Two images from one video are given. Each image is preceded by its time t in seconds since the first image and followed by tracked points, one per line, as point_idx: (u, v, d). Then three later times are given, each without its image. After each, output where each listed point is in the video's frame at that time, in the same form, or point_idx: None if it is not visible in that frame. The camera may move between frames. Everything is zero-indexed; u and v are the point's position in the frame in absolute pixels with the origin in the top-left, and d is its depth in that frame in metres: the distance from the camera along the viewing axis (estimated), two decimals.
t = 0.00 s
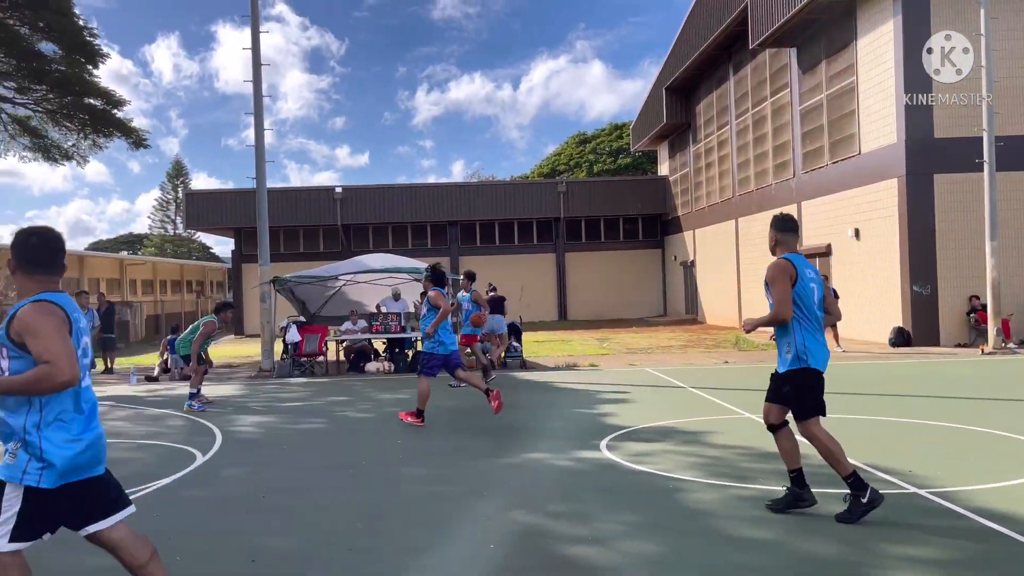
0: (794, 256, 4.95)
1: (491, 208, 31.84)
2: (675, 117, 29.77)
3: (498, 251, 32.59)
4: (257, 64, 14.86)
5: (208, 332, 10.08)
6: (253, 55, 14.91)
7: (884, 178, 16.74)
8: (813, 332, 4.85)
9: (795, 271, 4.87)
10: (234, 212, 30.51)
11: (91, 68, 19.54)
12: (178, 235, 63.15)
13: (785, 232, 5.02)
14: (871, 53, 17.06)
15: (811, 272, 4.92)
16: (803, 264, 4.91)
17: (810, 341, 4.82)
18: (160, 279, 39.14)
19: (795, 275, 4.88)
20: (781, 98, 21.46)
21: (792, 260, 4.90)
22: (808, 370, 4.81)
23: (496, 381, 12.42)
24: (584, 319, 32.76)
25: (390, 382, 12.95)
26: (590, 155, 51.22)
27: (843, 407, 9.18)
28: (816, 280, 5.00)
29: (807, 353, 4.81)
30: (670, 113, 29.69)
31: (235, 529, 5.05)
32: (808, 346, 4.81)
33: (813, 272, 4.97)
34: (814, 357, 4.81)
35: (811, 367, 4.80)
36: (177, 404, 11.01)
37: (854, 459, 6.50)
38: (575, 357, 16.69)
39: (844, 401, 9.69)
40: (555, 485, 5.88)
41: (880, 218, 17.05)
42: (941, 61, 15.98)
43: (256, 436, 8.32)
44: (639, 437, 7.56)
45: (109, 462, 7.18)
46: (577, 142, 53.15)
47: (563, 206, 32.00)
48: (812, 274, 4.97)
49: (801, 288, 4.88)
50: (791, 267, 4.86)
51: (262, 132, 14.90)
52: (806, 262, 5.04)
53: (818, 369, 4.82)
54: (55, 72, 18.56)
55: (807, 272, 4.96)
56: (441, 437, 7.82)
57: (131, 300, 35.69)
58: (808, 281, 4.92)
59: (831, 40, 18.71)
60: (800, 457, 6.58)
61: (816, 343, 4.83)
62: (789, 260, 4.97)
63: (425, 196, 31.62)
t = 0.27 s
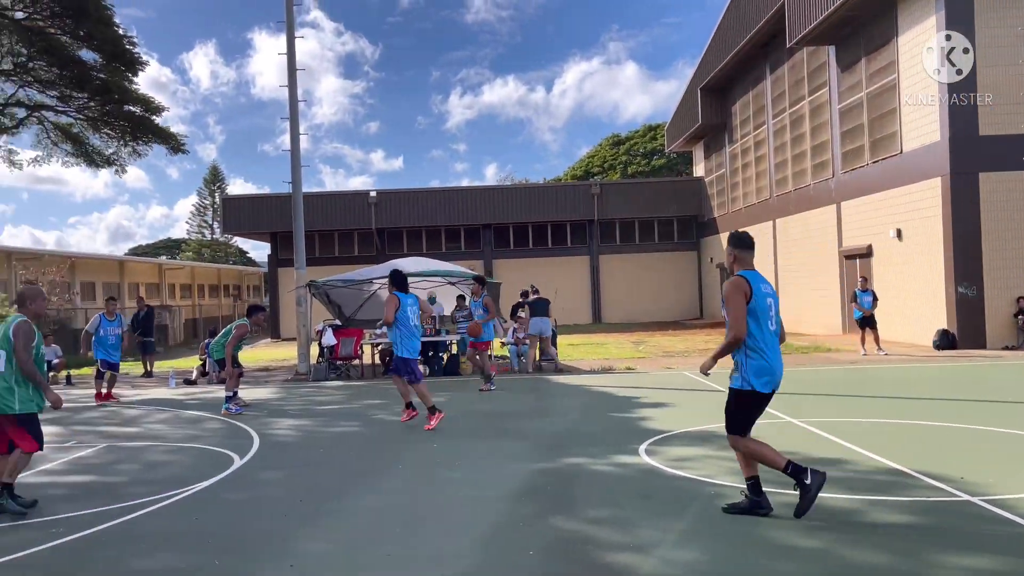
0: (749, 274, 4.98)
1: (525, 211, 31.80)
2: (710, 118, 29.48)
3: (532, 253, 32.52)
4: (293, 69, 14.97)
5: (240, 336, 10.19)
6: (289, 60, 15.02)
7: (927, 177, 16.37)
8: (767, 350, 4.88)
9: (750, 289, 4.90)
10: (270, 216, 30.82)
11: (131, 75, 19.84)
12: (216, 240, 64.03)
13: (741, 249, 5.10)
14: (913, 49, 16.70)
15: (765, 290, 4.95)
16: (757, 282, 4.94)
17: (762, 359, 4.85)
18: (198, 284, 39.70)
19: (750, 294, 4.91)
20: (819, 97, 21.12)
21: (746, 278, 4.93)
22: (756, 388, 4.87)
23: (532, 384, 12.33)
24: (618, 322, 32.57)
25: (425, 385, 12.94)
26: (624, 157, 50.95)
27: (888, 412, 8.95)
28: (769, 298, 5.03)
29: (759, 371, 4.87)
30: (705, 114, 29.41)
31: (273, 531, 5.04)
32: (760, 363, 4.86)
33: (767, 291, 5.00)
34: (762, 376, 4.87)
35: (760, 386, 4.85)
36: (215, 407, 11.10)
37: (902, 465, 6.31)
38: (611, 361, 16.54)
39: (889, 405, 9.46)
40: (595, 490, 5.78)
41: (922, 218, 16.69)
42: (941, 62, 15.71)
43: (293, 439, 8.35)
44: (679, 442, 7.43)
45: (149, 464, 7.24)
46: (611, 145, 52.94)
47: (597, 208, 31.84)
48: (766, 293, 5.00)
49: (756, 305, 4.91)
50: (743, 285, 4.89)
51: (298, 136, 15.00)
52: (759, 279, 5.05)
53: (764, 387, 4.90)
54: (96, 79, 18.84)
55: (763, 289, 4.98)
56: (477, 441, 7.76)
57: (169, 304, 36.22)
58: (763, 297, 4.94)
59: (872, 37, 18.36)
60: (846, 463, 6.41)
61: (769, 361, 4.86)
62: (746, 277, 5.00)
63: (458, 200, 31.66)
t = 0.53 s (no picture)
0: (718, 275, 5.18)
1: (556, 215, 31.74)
2: (742, 120, 29.21)
3: (562, 257, 32.44)
4: (325, 75, 15.07)
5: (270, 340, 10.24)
6: (321, 66, 15.12)
7: (966, 177, 16.05)
8: (738, 346, 5.05)
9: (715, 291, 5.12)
10: (302, 221, 31.08)
11: (166, 83, 20.11)
12: (250, 245, 64.79)
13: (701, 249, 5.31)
14: (950, 47, 16.40)
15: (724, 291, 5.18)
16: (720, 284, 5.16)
17: (734, 353, 5.02)
18: (232, 288, 40.14)
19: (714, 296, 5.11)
20: (854, 97, 20.81)
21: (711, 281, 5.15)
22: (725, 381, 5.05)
23: (565, 389, 12.26)
24: (650, 325, 32.37)
25: (457, 390, 12.92)
26: (655, 159, 50.68)
27: (930, 418, 8.75)
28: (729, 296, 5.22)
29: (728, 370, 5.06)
30: (737, 115, 29.14)
31: (306, 539, 5.02)
32: (731, 359, 5.02)
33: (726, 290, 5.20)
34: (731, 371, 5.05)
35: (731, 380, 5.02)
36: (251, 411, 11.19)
37: (947, 473, 6.15)
38: (643, 365, 16.41)
39: (930, 411, 9.25)
40: (631, 497, 5.70)
41: (962, 219, 16.36)
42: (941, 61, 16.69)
43: (327, 444, 8.36)
44: (715, 448, 7.32)
45: (184, 469, 7.30)
46: (642, 147, 52.67)
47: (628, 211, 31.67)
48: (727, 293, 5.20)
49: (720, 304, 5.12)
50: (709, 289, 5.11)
51: (330, 142, 15.08)
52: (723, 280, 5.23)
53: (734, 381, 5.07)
54: (132, 87, 19.14)
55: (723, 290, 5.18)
56: (511, 447, 7.71)
57: (204, 308, 36.67)
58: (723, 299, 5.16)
59: (907, 35, 18.07)
60: (888, 471, 6.26)
61: (741, 358, 5.03)
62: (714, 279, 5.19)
63: (488, 203, 31.70)
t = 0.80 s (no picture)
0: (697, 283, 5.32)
1: (587, 219, 31.66)
2: (775, 123, 28.94)
3: (594, 261, 32.34)
4: (359, 82, 15.17)
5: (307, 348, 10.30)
6: (355, 74, 15.22)
7: (1008, 178, 15.73)
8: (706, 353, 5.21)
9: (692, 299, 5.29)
10: (336, 227, 31.33)
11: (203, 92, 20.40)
12: (284, 251, 65.47)
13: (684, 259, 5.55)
14: (991, 46, 16.11)
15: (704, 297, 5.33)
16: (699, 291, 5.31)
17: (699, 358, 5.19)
18: (266, 294, 40.56)
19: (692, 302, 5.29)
20: (891, 98, 20.52)
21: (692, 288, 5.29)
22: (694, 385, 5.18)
23: (600, 394, 12.20)
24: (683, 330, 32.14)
25: (492, 395, 12.91)
26: (688, 162, 50.38)
27: (976, 424, 8.56)
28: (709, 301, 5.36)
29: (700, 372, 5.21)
30: (771, 118, 28.88)
31: (348, 544, 5.03)
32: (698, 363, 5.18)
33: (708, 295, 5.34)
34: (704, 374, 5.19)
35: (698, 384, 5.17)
36: (287, 416, 11.28)
37: (997, 481, 6.01)
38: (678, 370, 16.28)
39: (975, 416, 9.05)
40: (672, 504, 5.64)
41: (1004, 220, 16.04)
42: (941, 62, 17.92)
43: (364, 449, 8.39)
44: (756, 455, 7.23)
45: (224, 473, 7.36)
46: (673, 151, 52.40)
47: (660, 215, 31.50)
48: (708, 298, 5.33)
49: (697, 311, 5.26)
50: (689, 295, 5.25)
51: (364, 149, 15.17)
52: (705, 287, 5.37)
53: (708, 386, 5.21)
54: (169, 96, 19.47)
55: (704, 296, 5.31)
56: (548, 452, 7.68)
57: (239, 314, 37.10)
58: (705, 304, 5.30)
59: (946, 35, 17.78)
60: (934, 478, 6.13)
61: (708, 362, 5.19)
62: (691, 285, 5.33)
63: (519, 209, 31.73)
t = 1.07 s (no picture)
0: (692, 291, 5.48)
1: (613, 223, 31.55)
2: (803, 125, 28.71)
3: (620, 265, 32.23)
4: (387, 88, 15.22)
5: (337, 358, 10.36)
6: (382, 80, 15.29)
7: None
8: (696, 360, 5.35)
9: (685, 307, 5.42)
10: (362, 233, 31.49)
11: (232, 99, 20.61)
12: (310, 257, 65.93)
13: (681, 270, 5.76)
14: None
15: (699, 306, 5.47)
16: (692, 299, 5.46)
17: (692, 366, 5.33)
18: (293, 299, 40.83)
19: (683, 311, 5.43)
20: (921, 99, 20.26)
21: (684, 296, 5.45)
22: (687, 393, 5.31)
23: (629, 399, 12.11)
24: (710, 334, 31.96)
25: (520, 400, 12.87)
26: (712, 166, 50.11)
27: (1014, 430, 8.41)
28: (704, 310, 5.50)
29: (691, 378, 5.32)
30: (798, 121, 28.65)
31: (384, 550, 5.01)
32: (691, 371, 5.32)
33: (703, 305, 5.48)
34: (698, 381, 5.27)
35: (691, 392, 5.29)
36: (317, 421, 11.32)
37: None
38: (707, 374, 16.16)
39: (1013, 422, 8.89)
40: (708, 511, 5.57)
41: None
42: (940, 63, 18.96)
43: (395, 454, 8.39)
44: (792, 461, 7.14)
45: (257, 478, 7.39)
46: (698, 154, 52.15)
47: (686, 219, 31.32)
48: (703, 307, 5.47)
49: (689, 320, 5.40)
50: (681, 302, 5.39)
51: (392, 155, 15.22)
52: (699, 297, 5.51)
53: (703, 393, 5.29)
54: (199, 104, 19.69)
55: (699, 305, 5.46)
56: (580, 458, 7.65)
57: (266, 319, 37.38)
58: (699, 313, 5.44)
59: (979, 35, 17.54)
60: (975, 485, 6.02)
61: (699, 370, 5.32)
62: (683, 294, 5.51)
63: (544, 213, 31.70)
